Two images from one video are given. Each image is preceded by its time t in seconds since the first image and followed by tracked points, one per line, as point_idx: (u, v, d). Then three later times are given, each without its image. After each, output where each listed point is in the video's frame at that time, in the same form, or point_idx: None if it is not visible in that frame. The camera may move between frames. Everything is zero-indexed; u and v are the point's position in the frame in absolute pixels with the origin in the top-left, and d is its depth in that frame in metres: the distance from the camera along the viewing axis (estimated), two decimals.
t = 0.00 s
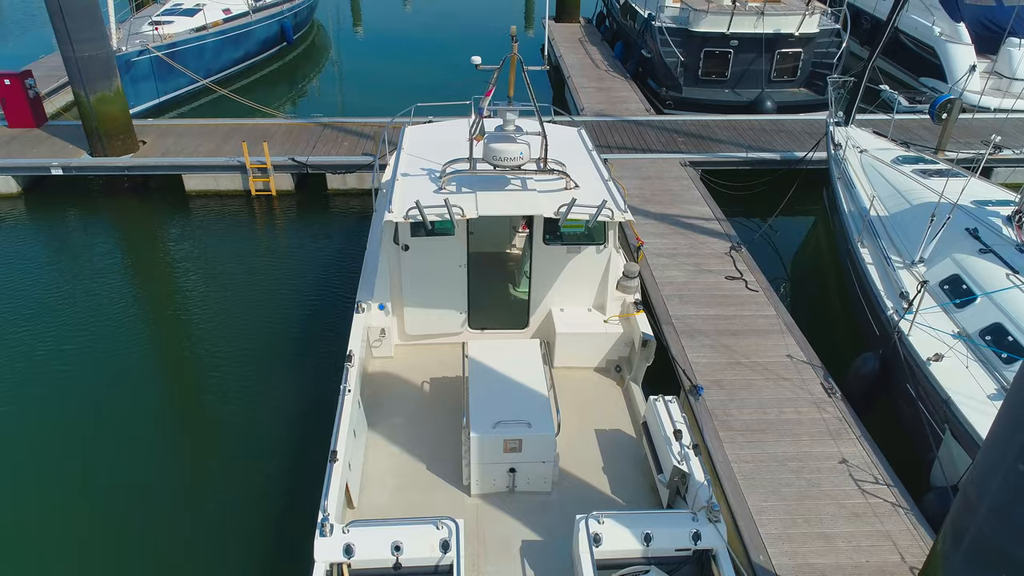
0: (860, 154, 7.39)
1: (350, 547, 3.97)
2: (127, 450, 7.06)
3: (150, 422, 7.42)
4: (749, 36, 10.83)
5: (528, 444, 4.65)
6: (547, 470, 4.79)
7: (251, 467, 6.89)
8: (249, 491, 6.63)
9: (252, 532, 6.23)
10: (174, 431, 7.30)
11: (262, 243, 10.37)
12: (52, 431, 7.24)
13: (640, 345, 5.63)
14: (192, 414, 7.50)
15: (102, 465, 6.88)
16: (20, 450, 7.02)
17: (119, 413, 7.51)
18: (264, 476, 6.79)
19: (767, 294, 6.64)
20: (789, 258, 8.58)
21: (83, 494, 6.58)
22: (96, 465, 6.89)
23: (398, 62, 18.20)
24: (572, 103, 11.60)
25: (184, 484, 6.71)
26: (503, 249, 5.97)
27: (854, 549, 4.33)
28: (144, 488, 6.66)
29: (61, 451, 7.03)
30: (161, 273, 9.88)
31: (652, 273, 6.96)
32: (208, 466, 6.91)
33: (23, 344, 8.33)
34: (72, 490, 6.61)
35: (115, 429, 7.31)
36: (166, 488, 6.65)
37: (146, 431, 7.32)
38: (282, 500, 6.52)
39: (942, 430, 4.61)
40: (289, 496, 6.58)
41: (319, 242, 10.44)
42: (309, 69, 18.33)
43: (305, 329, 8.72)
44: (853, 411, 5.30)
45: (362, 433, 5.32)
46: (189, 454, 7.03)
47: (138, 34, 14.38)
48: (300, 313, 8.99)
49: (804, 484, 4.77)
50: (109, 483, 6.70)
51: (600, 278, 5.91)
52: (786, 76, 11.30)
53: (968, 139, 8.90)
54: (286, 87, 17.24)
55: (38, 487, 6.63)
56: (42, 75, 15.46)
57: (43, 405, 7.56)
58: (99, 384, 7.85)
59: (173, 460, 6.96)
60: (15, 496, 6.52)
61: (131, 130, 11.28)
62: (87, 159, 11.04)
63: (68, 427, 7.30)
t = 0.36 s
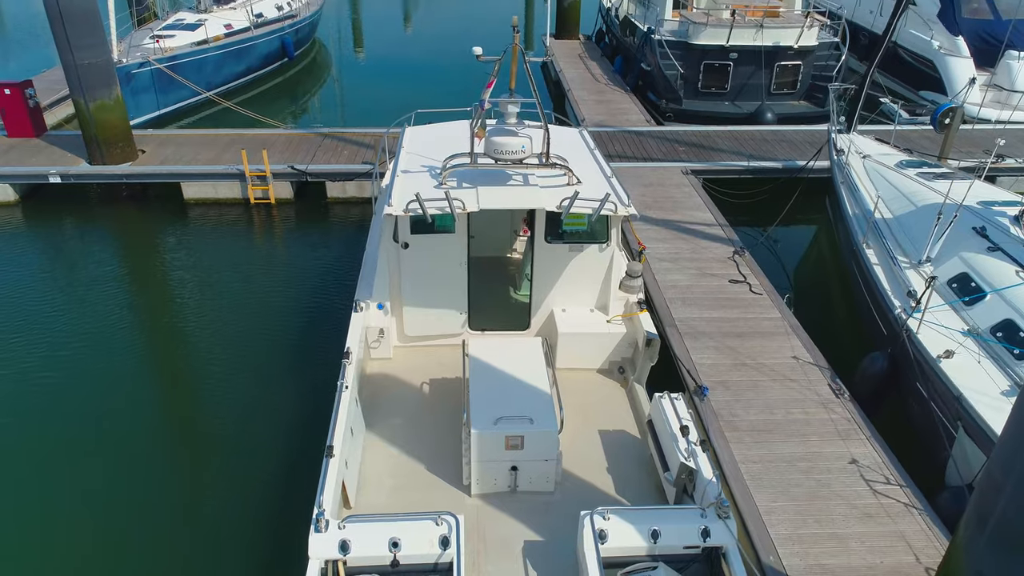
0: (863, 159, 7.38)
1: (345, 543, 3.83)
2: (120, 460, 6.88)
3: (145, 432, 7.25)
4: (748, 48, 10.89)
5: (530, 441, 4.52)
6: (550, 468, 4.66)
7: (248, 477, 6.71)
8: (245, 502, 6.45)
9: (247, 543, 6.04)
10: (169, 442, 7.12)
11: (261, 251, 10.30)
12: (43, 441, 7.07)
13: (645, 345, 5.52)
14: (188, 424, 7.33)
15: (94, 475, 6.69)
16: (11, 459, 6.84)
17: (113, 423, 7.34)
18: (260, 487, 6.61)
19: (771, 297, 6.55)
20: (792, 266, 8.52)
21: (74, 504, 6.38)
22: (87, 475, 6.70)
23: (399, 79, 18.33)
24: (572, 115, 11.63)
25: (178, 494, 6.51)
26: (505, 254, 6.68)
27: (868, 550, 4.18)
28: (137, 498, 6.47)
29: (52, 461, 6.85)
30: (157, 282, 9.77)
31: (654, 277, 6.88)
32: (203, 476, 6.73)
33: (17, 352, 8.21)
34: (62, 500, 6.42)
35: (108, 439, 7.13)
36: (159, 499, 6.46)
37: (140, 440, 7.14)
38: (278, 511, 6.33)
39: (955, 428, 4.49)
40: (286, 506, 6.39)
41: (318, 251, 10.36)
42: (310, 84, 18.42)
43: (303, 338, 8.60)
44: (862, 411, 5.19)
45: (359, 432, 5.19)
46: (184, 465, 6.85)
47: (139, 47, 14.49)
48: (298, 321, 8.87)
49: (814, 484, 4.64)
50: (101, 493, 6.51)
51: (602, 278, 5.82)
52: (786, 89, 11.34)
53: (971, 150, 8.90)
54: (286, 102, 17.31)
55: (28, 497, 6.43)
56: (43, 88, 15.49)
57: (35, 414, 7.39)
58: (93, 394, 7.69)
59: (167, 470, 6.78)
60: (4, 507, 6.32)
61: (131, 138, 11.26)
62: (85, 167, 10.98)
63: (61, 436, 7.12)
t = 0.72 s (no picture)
0: (866, 165, 7.37)
1: (343, 539, 3.70)
2: (112, 472, 6.69)
3: (139, 444, 7.07)
4: (748, 61, 10.98)
5: (533, 437, 4.40)
6: (553, 466, 4.54)
7: (243, 489, 6.54)
8: (239, 515, 6.25)
9: (241, 558, 5.84)
10: (163, 454, 6.95)
11: (260, 260, 10.23)
12: (34, 453, 6.89)
13: (649, 344, 5.43)
14: (183, 436, 7.16)
15: (85, 486, 6.52)
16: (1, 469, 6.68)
17: (105, 435, 7.16)
18: (255, 500, 6.42)
19: (776, 300, 6.48)
20: (794, 275, 8.49)
21: (62, 517, 6.19)
22: (78, 488, 6.51)
23: (401, 96, 18.45)
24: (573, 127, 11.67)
25: (171, 508, 6.32)
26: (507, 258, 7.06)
27: (881, 550, 4.05)
28: (128, 512, 6.27)
29: (43, 474, 6.65)
30: (154, 291, 9.67)
31: (657, 281, 6.79)
32: (197, 489, 6.55)
33: (11, 361, 8.09)
34: (51, 513, 6.22)
35: (101, 450, 6.96)
36: (152, 512, 6.27)
37: (133, 452, 6.97)
38: (273, 524, 6.14)
39: (969, 424, 4.40)
40: (282, 520, 6.20)
41: (317, 260, 10.29)
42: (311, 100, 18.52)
43: (302, 347, 8.49)
44: (871, 411, 5.09)
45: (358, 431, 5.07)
46: (178, 477, 6.66)
47: (142, 61, 14.59)
48: (297, 331, 8.77)
49: (824, 484, 4.52)
50: (91, 506, 6.31)
51: (605, 279, 5.74)
52: (786, 101, 11.41)
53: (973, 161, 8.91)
54: (287, 118, 17.36)
55: (16, 508, 6.25)
56: (44, 102, 15.54)
57: (27, 424, 7.25)
58: (86, 405, 7.53)
59: (159, 484, 6.59)
60: None
61: (130, 147, 11.24)
62: (84, 175, 10.95)
63: (53, 448, 6.95)
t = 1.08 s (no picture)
0: (868, 172, 7.38)
1: (340, 534, 3.57)
2: (103, 485, 6.51)
3: (132, 456, 6.90)
4: (748, 75, 11.05)
5: (537, 434, 4.28)
6: (557, 465, 4.42)
7: (238, 502, 6.37)
8: (233, 528, 6.08)
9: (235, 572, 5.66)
10: (156, 467, 6.78)
11: (258, 270, 10.16)
12: (24, 466, 6.70)
13: (654, 345, 5.34)
14: (177, 448, 6.99)
15: (74, 497, 6.36)
16: None
17: (97, 448, 6.98)
18: (250, 512, 6.26)
19: (780, 304, 6.41)
20: (798, 285, 8.43)
21: (51, 531, 6.00)
22: (67, 501, 6.31)
23: (402, 114, 18.55)
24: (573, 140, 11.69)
25: (163, 522, 6.14)
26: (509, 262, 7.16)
27: (896, 550, 3.93)
28: (119, 526, 6.09)
29: (31, 484, 6.50)
30: (150, 302, 9.58)
31: (660, 285, 6.72)
32: (190, 501, 6.38)
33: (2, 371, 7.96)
34: (39, 528, 6.03)
35: (92, 464, 6.78)
36: (143, 527, 6.08)
37: (126, 465, 6.80)
38: (266, 537, 5.97)
39: (982, 421, 4.31)
40: (277, 533, 6.02)
41: (316, 269, 10.22)
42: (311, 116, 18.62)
43: (300, 358, 8.38)
44: (880, 412, 4.99)
45: (356, 431, 4.95)
46: (170, 490, 6.49)
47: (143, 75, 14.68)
48: (295, 342, 8.66)
49: (835, 484, 4.41)
50: (80, 520, 6.12)
51: (608, 280, 5.67)
52: (787, 115, 11.47)
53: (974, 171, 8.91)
54: (287, 134, 17.27)
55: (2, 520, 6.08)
56: (45, 116, 15.56)
57: (17, 434, 7.10)
58: (79, 418, 7.37)
59: (151, 497, 6.41)
60: None
61: (130, 157, 11.23)
62: (83, 185, 10.91)
63: (43, 462, 6.77)
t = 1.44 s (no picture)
0: (869, 182, 7.39)
1: (335, 533, 3.47)
2: (95, 500, 6.36)
3: (125, 470, 6.75)
4: (747, 91, 11.13)
5: (538, 435, 4.19)
6: (559, 467, 4.33)
7: (233, 516, 6.23)
8: (228, 543, 5.93)
9: None
10: (150, 481, 6.63)
11: (256, 283, 10.10)
12: (14, 480, 6.55)
13: (657, 349, 5.27)
14: (172, 462, 6.86)
15: (64, 510, 6.22)
16: None
17: (90, 460, 6.86)
18: (246, 527, 6.11)
19: (783, 312, 6.35)
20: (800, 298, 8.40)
21: (39, 545, 5.84)
22: (57, 515, 6.16)
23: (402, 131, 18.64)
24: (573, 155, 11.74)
25: (156, 537, 5.98)
26: (510, 271, 7.20)
27: (907, 554, 3.83)
28: (111, 541, 5.93)
29: (21, 497, 6.36)
30: (148, 314, 9.52)
31: (662, 293, 6.68)
32: (184, 516, 6.22)
33: None
34: (28, 544, 5.86)
35: (84, 478, 6.63)
36: (135, 541, 5.93)
37: (120, 479, 6.65)
38: (259, 551, 5.84)
39: (991, 422, 4.26)
40: (273, 549, 5.87)
41: (314, 282, 10.17)
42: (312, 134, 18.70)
43: (299, 371, 8.28)
44: (887, 417, 4.91)
45: (353, 435, 4.85)
46: (164, 504, 6.34)
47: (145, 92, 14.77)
48: (294, 355, 8.57)
49: (842, 488, 4.31)
50: (71, 535, 5.96)
51: (610, 285, 5.61)
52: (786, 130, 11.53)
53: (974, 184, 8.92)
54: (288, 151, 17.33)
55: None
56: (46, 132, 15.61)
57: (8, 446, 6.97)
58: (72, 432, 7.22)
59: (144, 511, 6.26)
60: None
61: (129, 169, 11.25)
62: (82, 198, 10.90)
63: (34, 476, 6.62)
